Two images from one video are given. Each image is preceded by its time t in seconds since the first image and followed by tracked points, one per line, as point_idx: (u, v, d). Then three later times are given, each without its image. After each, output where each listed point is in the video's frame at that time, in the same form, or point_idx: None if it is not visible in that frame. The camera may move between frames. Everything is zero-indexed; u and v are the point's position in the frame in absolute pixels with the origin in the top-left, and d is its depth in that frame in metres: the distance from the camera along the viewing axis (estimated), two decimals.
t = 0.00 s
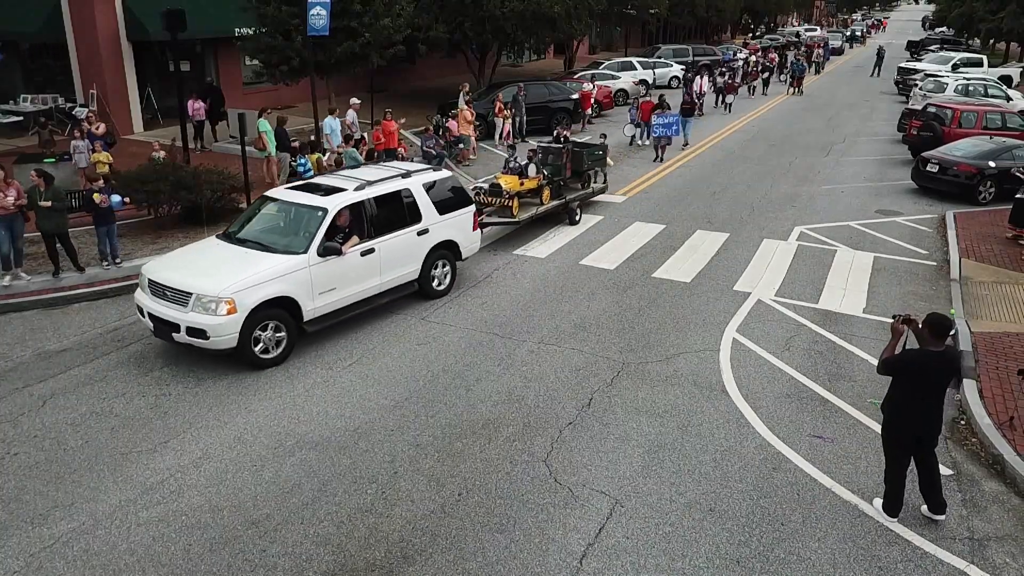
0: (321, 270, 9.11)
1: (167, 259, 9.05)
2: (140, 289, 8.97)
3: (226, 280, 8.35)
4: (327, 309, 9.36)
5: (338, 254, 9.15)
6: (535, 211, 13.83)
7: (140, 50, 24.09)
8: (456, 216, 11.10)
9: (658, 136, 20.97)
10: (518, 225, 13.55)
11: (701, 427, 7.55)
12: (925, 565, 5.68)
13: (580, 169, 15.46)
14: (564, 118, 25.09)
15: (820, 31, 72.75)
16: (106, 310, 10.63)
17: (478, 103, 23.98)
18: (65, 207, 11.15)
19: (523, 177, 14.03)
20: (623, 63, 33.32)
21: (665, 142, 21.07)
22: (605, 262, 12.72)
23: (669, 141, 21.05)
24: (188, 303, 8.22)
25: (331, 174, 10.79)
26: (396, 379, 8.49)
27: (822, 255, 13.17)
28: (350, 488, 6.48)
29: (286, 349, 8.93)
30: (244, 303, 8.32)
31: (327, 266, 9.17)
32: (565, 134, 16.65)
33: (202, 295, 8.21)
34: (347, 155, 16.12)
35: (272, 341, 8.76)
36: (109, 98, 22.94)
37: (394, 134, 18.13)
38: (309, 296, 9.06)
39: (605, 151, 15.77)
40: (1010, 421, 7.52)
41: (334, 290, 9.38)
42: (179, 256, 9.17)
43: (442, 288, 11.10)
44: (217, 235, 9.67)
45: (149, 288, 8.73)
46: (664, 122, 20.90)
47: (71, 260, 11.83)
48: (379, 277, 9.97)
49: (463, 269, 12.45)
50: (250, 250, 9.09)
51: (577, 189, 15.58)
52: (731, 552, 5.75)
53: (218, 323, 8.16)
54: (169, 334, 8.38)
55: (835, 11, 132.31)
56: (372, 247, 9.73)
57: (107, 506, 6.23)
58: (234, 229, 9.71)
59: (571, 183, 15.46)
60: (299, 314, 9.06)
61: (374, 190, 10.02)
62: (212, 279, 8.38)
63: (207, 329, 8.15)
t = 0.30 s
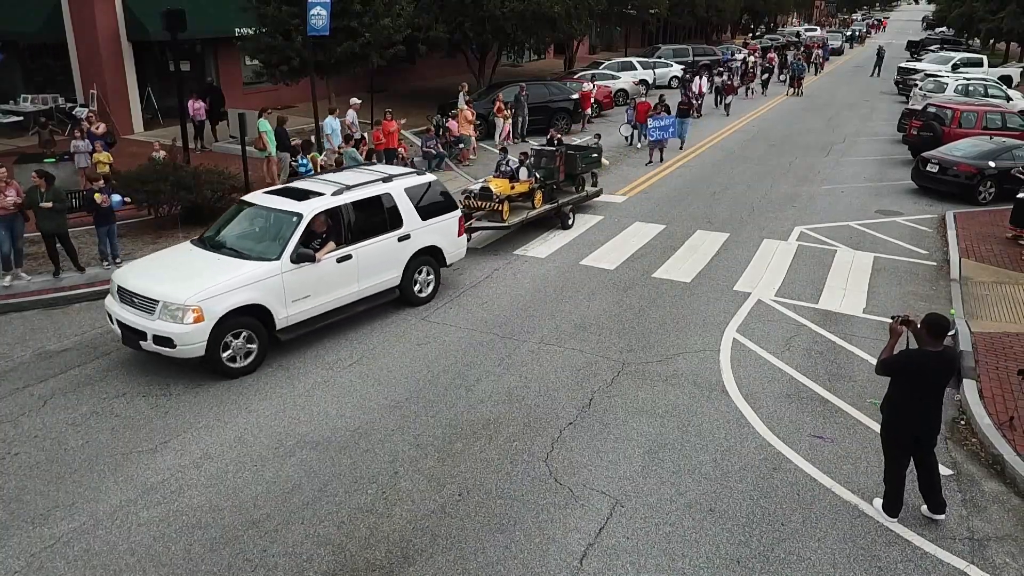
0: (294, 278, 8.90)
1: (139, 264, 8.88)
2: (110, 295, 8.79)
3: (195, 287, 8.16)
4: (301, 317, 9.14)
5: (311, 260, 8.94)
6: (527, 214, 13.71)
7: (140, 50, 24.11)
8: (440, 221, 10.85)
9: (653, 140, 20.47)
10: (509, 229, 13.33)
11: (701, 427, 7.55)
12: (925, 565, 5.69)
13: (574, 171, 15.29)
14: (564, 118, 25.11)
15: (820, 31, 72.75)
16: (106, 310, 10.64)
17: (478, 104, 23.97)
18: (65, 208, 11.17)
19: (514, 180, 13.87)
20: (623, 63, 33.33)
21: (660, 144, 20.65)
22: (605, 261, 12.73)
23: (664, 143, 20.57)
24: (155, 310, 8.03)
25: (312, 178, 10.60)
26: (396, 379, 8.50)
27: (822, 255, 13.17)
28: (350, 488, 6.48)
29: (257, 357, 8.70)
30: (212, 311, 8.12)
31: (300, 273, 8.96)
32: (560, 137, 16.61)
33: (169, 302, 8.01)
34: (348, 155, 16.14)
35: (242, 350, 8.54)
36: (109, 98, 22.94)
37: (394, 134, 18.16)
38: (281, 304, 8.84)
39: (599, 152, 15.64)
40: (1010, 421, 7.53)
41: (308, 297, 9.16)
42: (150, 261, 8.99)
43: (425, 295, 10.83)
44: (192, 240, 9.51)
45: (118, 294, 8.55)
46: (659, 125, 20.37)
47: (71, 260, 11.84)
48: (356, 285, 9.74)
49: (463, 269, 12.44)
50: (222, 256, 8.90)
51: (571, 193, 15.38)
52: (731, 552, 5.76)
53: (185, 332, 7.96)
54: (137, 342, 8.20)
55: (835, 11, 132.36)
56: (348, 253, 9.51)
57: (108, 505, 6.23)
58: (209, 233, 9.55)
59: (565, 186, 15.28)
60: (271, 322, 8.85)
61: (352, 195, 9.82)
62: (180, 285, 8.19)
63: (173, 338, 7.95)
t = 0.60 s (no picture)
0: (265, 285, 8.64)
1: (108, 270, 8.67)
2: (79, 301, 8.59)
3: (161, 293, 7.93)
4: (275, 324, 8.88)
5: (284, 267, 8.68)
6: (518, 218, 13.41)
7: (140, 50, 24.11)
8: (422, 226, 10.56)
9: (649, 141, 20.25)
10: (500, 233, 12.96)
11: (702, 427, 7.55)
12: (926, 565, 5.69)
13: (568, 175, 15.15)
14: (564, 118, 25.14)
15: (820, 30, 72.79)
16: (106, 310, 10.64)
17: (478, 104, 23.96)
18: (65, 208, 11.18)
19: (505, 184, 13.63)
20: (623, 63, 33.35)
21: (656, 145, 20.43)
22: (605, 262, 12.73)
23: (660, 144, 20.33)
24: (120, 317, 7.82)
25: (292, 181, 10.34)
26: (396, 379, 8.49)
27: (823, 256, 13.17)
28: (351, 488, 6.49)
29: (228, 365, 8.46)
30: (178, 318, 7.89)
31: (272, 280, 8.70)
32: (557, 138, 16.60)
33: (134, 309, 7.80)
34: (348, 156, 16.12)
35: (210, 360, 8.30)
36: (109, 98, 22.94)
37: (394, 134, 18.12)
38: (252, 311, 8.59)
39: (594, 155, 15.53)
40: (1011, 421, 7.53)
41: (281, 304, 8.90)
42: (120, 266, 8.77)
43: (407, 302, 10.54)
44: (165, 245, 9.28)
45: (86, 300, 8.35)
46: (655, 125, 20.25)
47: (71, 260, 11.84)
48: (333, 292, 9.46)
49: (463, 270, 12.43)
50: (192, 262, 8.66)
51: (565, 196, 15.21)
52: (732, 552, 5.76)
53: (150, 340, 7.73)
54: (103, 350, 7.99)
55: (835, 11, 132.34)
56: (324, 259, 9.23)
57: (109, 505, 6.24)
58: (183, 238, 9.31)
59: (559, 190, 15.13)
60: (242, 330, 8.60)
61: (331, 200, 9.54)
62: (147, 292, 7.97)
63: (138, 346, 7.73)
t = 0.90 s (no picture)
0: (236, 292, 8.43)
1: (77, 275, 8.50)
2: (47, 307, 8.43)
3: (127, 301, 7.75)
4: (247, 332, 8.68)
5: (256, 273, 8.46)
6: (509, 222, 13.05)
7: (140, 50, 24.12)
8: (404, 231, 10.31)
9: (645, 143, 20.10)
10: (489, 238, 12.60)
11: (702, 428, 7.55)
12: (926, 564, 5.69)
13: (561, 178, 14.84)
14: (564, 118, 25.13)
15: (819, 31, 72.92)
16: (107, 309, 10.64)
17: (479, 104, 23.95)
18: (68, 208, 11.19)
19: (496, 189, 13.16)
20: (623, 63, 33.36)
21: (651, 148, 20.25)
22: (605, 261, 12.74)
23: (656, 147, 20.20)
24: (84, 324, 7.64)
25: (272, 184, 10.14)
26: (395, 379, 8.49)
27: (823, 256, 13.18)
28: (352, 488, 6.49)
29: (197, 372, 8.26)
30: (143, 327, 7.70)
31: (244, 287, 8.49)
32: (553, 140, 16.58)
33: (98, 316, 7.62)
34: (348, 156, 16.11)
35: (179, 367, 8.09)
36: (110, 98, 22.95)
37: (394, 134, 18.10)
38: (222, 319, 8.39)
39: (591, 158, 15.21)
40: (1011, 421, 7.53)
41: (254, 311, 8.68)
42: (90, 272, 8.60)
43: (387, 309, 10.28)
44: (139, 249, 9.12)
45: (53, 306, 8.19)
46: (652, 128, 20.04)
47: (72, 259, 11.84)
48: (308, 298, 9.23)
49: (463, 270, 12.43)
50: (162, 268, 8.47)
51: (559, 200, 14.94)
52: (732, 552, 5.76)
53: (113, 348, 7.54)
54: (68, 357, 7.82)
55: (834, 11, 132.34)
56: (299, 265, 9.00)
57: (110, 505, 6.24)
58: (158, 242, 9.15)
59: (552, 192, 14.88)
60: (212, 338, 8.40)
61: (307, 204, 9.32)
62: (112, 299, 7.78)
63: (101, 354, 7.54)
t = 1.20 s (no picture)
0: (204, 299, 8.21)
1: (44, 281, 8.33)
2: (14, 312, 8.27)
3: (89, 308, 7.56)
4: (217, 339, 8.46)
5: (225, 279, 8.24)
6: (498, 226, 12.79)
7: (140, 50, 24.12)
8: (384, 236, 10.05)
9: (643, 144, 19.95)
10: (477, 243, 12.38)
11: (703, 428, 7.55)
12: (926, 565, 5.69)
13: (554, 182, 14.54)
14: (564, 118, 25.10)
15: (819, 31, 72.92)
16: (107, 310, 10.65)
17: (479, 104, 23.93)
18: (69, 208, 11.21)
19: (485, 192, 12.98)
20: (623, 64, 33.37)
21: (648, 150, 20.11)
22: (606, 262, 12.74)
23: (653, 148, 20.06)
24: (45, 332, 7.47)
25: (251, 188, 9.93)
26: (395, 380, 8.49)
27: (823, 255, 13.18)
28: (352, 488, 6.50)
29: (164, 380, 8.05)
30: (105, 335, 7.51)
31: (213, 294, 8.27)
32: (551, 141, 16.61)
33: (58, 323, 7.43)
34: (348, 156, 16.06)
35: (144, 376, 7.86)
36: (110, 98, 22.94)
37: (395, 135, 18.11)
38: (190, 327, 8.17)
39: (584, 162, 15.00)
40: (1011, 421, 7.53)
41: (224, 319, 8.46)
42: (57, 277, 8.42)
43: (366, 317, 10.02)
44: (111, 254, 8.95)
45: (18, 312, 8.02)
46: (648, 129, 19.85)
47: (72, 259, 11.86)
48: (282, 305, 8.99)
49: (462, 270, 12.42)
50: (130, 274, 8.27)
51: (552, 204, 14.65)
52: (733, 552, 5.76)
53: (73, 357, 7.36)
54: (31, 365, 7.66)
55: (834, 11, 132.40)
56: (271, 272, 8.77)
57: (110, 505, 6.24)
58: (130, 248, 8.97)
59: (545, 197, 14.57)
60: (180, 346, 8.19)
61: (282, 209, 9.09)
62: (75, 306, 7.60)
63: (62, 363, 7.36)
